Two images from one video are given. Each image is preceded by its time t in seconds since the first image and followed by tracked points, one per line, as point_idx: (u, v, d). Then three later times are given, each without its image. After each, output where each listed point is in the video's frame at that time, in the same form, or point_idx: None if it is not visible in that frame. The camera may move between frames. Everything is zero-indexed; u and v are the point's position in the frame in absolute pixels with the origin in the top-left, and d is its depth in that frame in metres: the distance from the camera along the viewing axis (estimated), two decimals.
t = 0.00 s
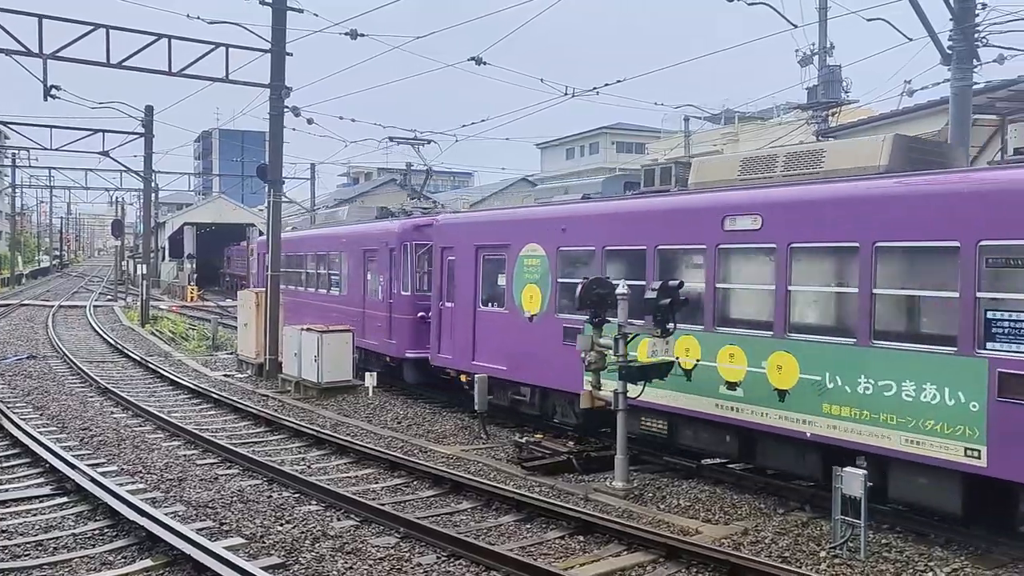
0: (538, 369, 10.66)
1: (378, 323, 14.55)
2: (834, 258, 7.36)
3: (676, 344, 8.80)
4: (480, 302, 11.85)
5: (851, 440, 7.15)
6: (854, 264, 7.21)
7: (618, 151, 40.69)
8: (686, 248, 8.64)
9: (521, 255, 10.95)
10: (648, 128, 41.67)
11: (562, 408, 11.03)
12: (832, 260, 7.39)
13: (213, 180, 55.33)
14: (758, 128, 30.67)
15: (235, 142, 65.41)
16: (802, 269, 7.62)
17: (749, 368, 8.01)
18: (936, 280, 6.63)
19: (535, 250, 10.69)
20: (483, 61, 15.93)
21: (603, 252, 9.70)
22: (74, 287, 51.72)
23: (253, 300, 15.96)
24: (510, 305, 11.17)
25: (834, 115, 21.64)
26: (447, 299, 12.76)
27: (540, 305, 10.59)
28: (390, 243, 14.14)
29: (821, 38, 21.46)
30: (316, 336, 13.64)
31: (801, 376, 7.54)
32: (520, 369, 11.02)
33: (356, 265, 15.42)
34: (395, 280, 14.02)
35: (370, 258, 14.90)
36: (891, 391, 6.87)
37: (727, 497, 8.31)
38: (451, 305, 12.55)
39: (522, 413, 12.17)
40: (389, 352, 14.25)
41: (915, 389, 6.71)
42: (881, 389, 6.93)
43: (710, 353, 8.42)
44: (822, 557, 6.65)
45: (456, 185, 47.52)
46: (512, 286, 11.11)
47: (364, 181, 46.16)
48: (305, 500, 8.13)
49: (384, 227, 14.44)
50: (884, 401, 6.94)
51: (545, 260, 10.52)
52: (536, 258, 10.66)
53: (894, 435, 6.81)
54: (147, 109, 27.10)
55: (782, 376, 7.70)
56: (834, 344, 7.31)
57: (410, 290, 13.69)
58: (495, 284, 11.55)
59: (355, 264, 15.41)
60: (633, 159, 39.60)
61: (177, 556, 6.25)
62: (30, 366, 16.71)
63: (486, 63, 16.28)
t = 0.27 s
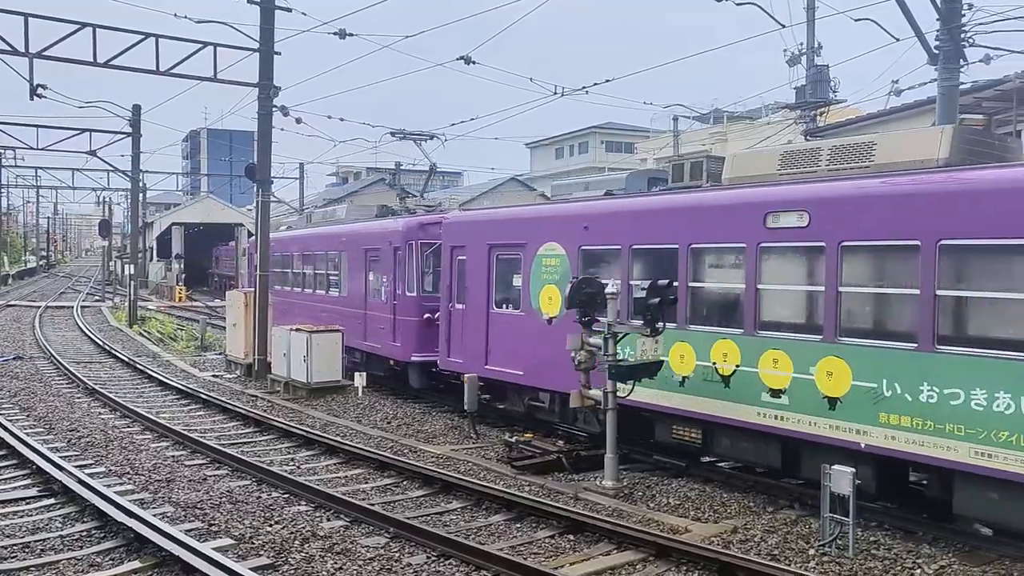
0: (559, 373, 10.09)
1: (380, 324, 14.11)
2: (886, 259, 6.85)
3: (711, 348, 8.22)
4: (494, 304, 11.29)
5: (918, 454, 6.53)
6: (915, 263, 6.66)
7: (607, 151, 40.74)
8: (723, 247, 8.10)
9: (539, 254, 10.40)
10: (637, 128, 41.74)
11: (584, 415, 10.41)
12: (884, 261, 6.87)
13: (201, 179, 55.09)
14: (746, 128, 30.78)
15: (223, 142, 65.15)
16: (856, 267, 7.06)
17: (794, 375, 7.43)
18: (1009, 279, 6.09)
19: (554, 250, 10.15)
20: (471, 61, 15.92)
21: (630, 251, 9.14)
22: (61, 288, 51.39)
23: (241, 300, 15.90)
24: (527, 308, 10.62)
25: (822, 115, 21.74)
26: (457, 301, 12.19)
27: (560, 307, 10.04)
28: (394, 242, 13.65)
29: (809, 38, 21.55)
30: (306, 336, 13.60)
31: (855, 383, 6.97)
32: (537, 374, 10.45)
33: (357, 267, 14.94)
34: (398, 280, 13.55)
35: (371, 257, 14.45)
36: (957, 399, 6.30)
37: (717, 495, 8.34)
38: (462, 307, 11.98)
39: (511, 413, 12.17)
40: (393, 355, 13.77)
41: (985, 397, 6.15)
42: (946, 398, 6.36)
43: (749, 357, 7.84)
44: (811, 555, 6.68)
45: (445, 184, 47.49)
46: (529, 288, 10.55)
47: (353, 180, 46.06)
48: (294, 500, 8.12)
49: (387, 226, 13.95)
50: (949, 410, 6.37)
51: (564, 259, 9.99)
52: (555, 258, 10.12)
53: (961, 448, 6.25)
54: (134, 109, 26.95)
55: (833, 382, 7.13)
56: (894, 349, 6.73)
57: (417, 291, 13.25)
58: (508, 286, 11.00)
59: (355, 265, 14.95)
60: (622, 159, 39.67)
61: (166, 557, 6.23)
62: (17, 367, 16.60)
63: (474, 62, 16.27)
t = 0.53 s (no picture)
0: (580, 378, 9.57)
1: (382, 326, 13.60)
2: (935, 256, 6.50)
3: (750, 351, 7.74)
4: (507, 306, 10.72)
5: (978, 464, 6.18)
6: (981, 262, 6.25)
7: (595, 150, 40.78)
8: (758, 245, 7.70)
9: (558, 253, 9.85)
10: (625, 127, 41.79)
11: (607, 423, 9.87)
12: (930, 260, 6.54)
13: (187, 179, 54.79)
14: (734, 126, 30.88)
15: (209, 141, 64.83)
16: (908, 268, 6.66)
17: (846, 381, 6.98)
18: None
19: (574, 247, 9.59)
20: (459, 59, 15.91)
21: (659, 249, 8.62)
22: (45, 288, 51.00)
23: (228, 299, 15.83)
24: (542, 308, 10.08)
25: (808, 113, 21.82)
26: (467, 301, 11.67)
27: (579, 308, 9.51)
28: (398, 242, 13.12)
29: (795, 37, 21.64)
30: (293, 336, 13.55)
31: (914, 390, 6.53)
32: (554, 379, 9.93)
33: (356, 268, 14.45)
34: (402, 281, 13.05)
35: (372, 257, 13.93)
36: None
37: (705, 493, 8.36)
38: (471, 308, 11.40)
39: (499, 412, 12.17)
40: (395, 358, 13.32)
41: None
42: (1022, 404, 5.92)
43: (795, 360, 7.38)
44: (799, 551, 6.71)
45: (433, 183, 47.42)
46: (546, 287, 10.00)
47: (340, 179, 45.93)
48: (282, 500, 8.08)
49: (391, 224, 13.40)
50: None
51: (585, 258, 9.45)
52: (576, 257, 9.55)
53: None
54: (118, 108, 26.76)
55: (891, 389, 6.68)
56: (956, 355, 6.33)
57: (422, 291, 12.68)
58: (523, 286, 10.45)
59: (355, 266, 14.42)
60: (609, 157, 39.72)
61: (152, 559, 6.19)
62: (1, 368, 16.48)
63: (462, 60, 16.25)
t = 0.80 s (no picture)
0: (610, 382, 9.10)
1: (387, 327, 13.22)
2: (1013, 253, 5.99)
3: (798, 356, 7.26)
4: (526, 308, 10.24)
5: None
6: None
7: (583, 149, 40.82)
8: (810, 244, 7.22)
9: (582, 251, 9.39)
10: (614, 126, 41.83)
11: (634, 430, 9.41)
12: (1005, 258, 6.04)
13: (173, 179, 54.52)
14: (721, 126, 30.99)
15: (196, 141, 64.53)
16: (979, 267, 6.18)
17: (907, 388, 6.50)
18: (994, 276, 6.10)
19: (601, 246, 9.15)
20: (447, 59, 15.90)
21: (693, 247, 8.17)
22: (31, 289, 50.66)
23: (215, 300, 15.76)
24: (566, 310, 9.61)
25: (795, 112, 21.93)
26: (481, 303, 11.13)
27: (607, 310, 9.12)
28: (407, 241, 12.69)
29: (782, 36, 21.72)
30: (281, 336, 13.51)
31: (985, 398, 6.06)
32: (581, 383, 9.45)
33: (359, 268, 14.00)
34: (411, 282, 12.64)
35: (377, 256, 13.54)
36: None
37: (694, 491, 8.38)
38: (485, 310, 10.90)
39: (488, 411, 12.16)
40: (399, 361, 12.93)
41: None
42: None
43: (849, 365, 6.89)
44: (787, 549, 6.74)
45: (421, 183, 47.31)
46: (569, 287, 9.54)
47: (328, 179, 45.81)
48: (270, 501, 8.05)
49: (399, 222, 12.97)
50: None
51: (613, 257, 9.00)
52: (603, 256, 9.11)
53: None
54: (104, 107, 26.61)
55: (957, 397, 6.22)
56: None
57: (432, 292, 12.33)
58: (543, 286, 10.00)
59: (359, 266, 14.00)
60: (598, 157, 39.78)
61: (139, 561, 6.15)
62: None
63: (450, 60, 16.21)
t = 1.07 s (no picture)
0: (643, 388, 8.58)
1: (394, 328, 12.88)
2: None
3: (853, 362, 6.83)
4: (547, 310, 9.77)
5: None
6: None
7: (573, 149, 40.84)
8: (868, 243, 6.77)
9: (609, 249, 8.91)
10: (603, 127, 41.88)
11: (668, 439, 8.89)
12: None
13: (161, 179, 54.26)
14: (710, 126, 31.07)
15: (185, 141, 64.25)
16: None
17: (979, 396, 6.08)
18: (986, 274, 6.11)
19: (630, 243, 8.66)
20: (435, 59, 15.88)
21: (735, 246, 7.70)
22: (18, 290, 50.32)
23: (204, 300, 15.69)
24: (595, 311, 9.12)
25: (783, 113, 22.00)
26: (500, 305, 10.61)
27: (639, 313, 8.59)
28: (419, 240, 12.28)
29: (771, 37, 21.79)
30: (270, 337, 13.46)
31: None
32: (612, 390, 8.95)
33: (366, 268, 13.60)
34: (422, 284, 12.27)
35: (383, 255, 13.18)
36: None
37: (683, 491, 8.39)
38: (505, 312, 10.41)
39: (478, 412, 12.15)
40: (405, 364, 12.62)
41: None
42: None
43: (910, 373, 6.47)
44: (777, 548, 6.75)
45: (410, 183, 47.21)
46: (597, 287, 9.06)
47: (317, 179, 45.69)
48: (260, 503, 8.02)
49: (409, 220, 12.53)
50: None
51: (643, 255, 8.53)
52: (632, 255, 8.64)
53: None
54: (91, 108, 26.46)
55: None
56: None
57: (445, 293, 11.92)
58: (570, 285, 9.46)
59: (366, 265, 13.58)
60: (587, 157, 39.81)
61: (127, 564, 6.12)
62: None
63: (438, 60, 16.18)
